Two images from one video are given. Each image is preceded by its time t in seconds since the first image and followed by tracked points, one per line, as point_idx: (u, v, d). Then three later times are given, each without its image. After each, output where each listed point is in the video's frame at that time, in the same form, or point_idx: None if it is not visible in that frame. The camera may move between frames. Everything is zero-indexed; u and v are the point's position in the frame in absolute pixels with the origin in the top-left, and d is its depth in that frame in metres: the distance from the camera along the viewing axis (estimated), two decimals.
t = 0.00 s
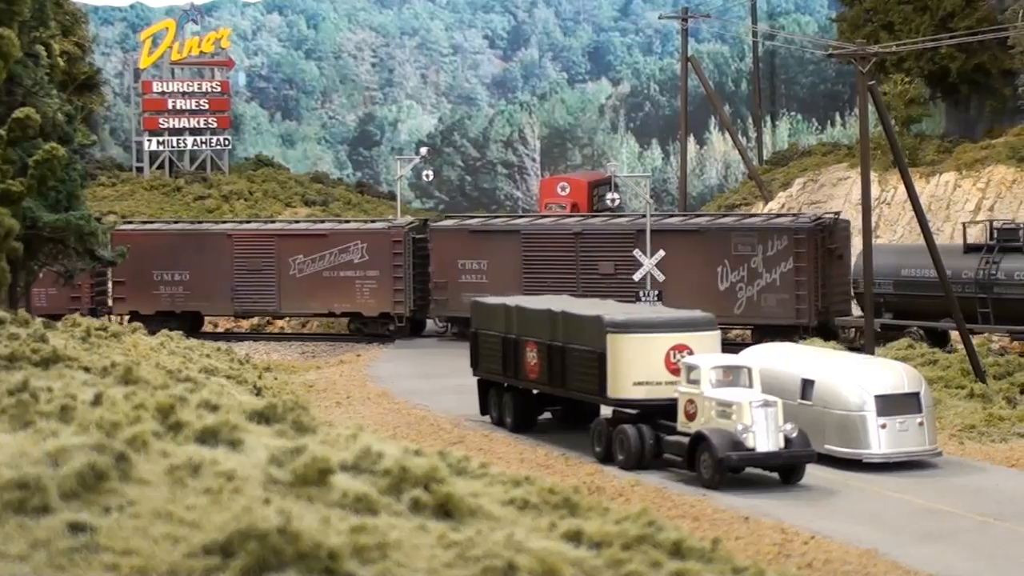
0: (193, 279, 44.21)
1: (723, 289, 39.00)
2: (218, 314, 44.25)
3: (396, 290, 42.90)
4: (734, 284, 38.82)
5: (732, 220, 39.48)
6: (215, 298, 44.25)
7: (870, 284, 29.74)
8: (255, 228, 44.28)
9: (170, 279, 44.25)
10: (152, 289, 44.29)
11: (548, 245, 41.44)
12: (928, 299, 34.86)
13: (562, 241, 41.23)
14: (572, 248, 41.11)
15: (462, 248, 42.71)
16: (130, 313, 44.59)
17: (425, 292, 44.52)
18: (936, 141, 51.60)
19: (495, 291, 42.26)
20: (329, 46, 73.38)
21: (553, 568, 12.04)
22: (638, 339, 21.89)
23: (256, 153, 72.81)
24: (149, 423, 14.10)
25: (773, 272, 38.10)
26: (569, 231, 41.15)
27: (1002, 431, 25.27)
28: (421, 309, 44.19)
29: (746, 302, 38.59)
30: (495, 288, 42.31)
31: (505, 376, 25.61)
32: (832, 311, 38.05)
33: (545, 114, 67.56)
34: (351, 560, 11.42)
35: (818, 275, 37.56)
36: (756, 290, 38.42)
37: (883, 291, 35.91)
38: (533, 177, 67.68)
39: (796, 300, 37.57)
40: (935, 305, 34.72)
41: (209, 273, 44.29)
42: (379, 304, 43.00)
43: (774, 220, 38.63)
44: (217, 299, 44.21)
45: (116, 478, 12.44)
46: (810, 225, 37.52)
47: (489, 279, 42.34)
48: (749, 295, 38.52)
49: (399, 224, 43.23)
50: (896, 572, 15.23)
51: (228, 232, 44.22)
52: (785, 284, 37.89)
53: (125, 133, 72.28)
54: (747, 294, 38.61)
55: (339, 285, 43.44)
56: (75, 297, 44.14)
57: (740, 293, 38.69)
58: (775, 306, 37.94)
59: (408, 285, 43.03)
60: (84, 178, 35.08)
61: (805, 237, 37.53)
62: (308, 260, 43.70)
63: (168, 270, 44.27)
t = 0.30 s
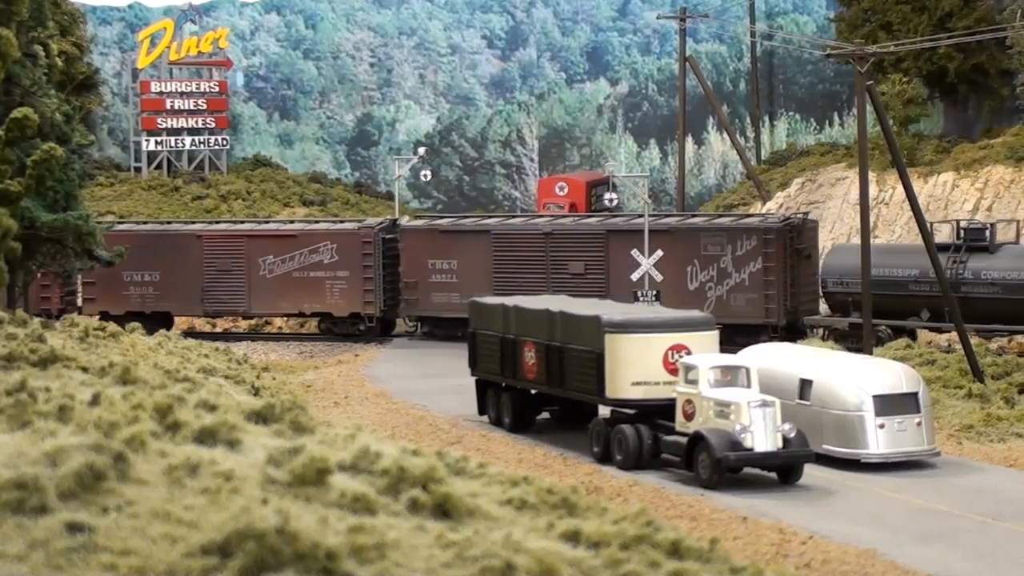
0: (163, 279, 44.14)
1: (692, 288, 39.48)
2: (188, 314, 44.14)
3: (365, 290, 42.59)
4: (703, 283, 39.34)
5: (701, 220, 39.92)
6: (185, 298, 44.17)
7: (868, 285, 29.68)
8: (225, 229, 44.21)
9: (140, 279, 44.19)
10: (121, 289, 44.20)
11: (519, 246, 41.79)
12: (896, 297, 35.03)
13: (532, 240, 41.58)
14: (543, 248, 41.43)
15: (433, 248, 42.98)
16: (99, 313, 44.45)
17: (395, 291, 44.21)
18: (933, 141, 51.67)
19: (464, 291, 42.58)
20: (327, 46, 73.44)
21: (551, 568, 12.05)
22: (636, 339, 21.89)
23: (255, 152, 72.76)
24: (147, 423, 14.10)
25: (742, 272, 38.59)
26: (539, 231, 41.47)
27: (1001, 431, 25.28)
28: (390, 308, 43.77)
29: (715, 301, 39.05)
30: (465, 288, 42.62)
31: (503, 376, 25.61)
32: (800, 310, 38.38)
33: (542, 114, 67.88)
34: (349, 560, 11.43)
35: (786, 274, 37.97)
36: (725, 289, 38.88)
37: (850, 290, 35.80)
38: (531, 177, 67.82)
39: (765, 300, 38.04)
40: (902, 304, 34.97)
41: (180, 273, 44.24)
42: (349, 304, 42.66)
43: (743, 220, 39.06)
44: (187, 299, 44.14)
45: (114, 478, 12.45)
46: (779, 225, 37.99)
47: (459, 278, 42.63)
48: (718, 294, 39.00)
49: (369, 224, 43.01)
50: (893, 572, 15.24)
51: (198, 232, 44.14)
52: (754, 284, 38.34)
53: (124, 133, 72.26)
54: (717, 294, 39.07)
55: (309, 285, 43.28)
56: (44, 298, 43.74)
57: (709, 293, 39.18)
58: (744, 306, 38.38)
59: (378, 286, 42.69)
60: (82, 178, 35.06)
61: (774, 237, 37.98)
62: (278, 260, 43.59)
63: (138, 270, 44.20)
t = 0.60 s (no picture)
0: (127, 279, 44.32)
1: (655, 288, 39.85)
2: (152, 314, 44.32)
3: (329, 290, 42.70)
4: (666, 283, 39.68)
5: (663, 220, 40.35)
6: (148, 298, 44.35)
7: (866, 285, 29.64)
8: (188, 229, 44.37)
9: (104, 280, 44.39)
10: (85, 290, 44.37)
11: (482, 246, 42.00)
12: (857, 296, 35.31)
13: (495, 240, 41.81)
14: (506, 249, 41.66)
15: (397, 248, 43.09)
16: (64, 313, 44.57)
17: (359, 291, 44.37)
18: (932, 141, 51.68)
19: (427, 291, 42.68)
20: (324, 46, 73.53)
21: (549, 569, 12.06)
22: (633, 339, 21.89)
23: (252, 152, 72.18)
24: (145, 423, 14.10)
25: (704, 272, 39.03)
26: (502, 231, 41.71)
27: (999, 431, 25.31)
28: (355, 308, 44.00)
29: (677, 301, 39.47)
30: (428, 288, 42.69)
31: (501, 376, 25.62)
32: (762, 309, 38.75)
33: (540, 114, 67.39)
34: (347, 561, 11.43)
35: (748, 273, 38.41)
36: (687, 289, 39.32)
37: (811, 289, 36.38)
38: (529, 177, 67.63)
39: (727, 299, 38.45)
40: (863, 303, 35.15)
41: (145, 274, 44.42)
42: (311, 304, 42.77)
43: (707, 220, 39.57)
44: (151, 300, 44.32)
45: (111, 478, 12.45)
46: (740, 225, 38.47)
47: (422, 278, 42.70)
48: (681, 293, 39.39)
49: (332, 224, 43.09)
50: (891, 572, 15.25)
51: (162, 232, 44.30)
52: (715, 283, 38.80)
53: (122, 133, 72.23)
54: (679, 293, 39.50)
55: (272, 285, 43.38)
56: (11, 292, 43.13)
57: (672, 292, 39.56)
58: (706, 305, 38.84)
59: (341, 285, 42.80)
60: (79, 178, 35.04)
61: (735, 237, 38.48)
62: (241, 260, 43.70)
63: (102, 271, 44.41)
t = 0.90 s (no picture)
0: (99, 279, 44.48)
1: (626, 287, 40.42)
2: (123, 314, 44.53)
3: (301, 290, 42.94)
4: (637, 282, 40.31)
5: (632, 220, 40.95)
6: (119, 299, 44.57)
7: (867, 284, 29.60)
8: (159, 229, 44.62)
9: (75, 280, 44.48)
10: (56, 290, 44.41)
11: (454, 246, 42.13)
12: (827, 295, 36.26)
13: (467, 240, 41.97)
14: (477, 249, 41.90)
15: (369, 248, 43.09)
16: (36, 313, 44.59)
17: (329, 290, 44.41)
18: (931, 141, 51.63)
19: (398, 291, 42.73)
20: (324, 46, 73.59)
21: (547, 568, 12.07)
22: (632, 338, 21.90)
23: (252, 152, 72.49)
24: (144, 423, 14.10)
25: (674, 272, 39.74)
26: (474, 231, 41.92)
27: (998, 431, 25.32)
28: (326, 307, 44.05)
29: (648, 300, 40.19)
30: (400, 288, 42.70)
31: (500, 376, 25.62)
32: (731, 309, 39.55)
33: (540, 114, 67.88)
34: (346, 560, 11.43)
35: (719, 273, 39.18)
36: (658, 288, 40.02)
37: (781, 288, 37.17)
38: (528, 177, 67.47)
39: (697, 298, 39.30)
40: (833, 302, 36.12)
41: (117, 273, 44.62)
42: (283, 303, 43.03)
43: (679, 220, 40.13)
44: (123, 300, 44.53)
45: (110, 478, 12.45)
46: (711, 225, 39.10)
47: (394, 278, 42.72)
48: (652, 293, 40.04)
49: (304, 225, 43.33)
50: (890, 571, 15.25)
51: (134, 233, 44.55)
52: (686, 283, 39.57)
53: (120, 133, 72.30)
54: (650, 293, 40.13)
55: (244, 285, 43.63)
56: None
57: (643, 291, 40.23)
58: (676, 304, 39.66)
59: (313, 286, 43.04)
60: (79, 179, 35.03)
61: (706, 237, 39.13)
62: (214, 260, 43.96)
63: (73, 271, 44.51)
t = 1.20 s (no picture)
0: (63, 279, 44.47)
1: (589, 286, 41.08)
2: (87, 314, 44.60)
3: (265, 290, 43.13)
4: (601, 281, 40.99)
5: (595, 220, 41.65)
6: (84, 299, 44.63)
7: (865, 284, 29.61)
8: (123, 229, 44.62)
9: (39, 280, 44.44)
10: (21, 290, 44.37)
11: (419, 246, 42.54)
12: (789, 295, 36.72)
13: (431, 240, 42.41)
14: (440, 249, 42.32)
15: (333, 248, 43.42)
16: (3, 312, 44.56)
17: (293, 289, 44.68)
18: (929, 141, 51.57)
19: (363, 290, 43.03)
20: (322, 46, 73.65)
21: (545, 568, 12.06)
22: (630, 338, 21.89)
23: (250, 153, 72.48)
24: (142, 423, 14.10)
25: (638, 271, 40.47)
26: (439, 230, 42.37)
27: (996, 431, 25.34)
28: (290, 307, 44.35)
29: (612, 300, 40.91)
30: (365, 288, 43.03)
31: (498, 376, 25.63)
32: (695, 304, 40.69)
33: (538, 114, 68.12)
34: (344, 560, 11.43)
35: (681, 273, 40.10)
36: (621, 287, 40.80)
37: (743, 288, 37.59)
38: (526, 177, 67.45)
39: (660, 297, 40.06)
40: (797, 302, 36.59)
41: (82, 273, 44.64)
42: (248, 303, 43.19)
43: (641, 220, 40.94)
44: (87, 300, 44.58)
45: (108, 478, 12.44)
46: (674, 225, 40.02)
47: (359, 278, 43.06)
48: (615, 292, 40.81)
49: (269, 224, 43.43)
50: (889, 572, 15.25)
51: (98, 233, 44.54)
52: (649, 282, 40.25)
53: (119, 133, 72.39)
54: (613, 292, 40.90)
55: (207, 285, 43.75)
56: None
57: (606, 290, 40.95)
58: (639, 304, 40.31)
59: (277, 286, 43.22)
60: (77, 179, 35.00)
61: (669, 236, 39.98)
62: (178, 260, 44.05)
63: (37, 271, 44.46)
